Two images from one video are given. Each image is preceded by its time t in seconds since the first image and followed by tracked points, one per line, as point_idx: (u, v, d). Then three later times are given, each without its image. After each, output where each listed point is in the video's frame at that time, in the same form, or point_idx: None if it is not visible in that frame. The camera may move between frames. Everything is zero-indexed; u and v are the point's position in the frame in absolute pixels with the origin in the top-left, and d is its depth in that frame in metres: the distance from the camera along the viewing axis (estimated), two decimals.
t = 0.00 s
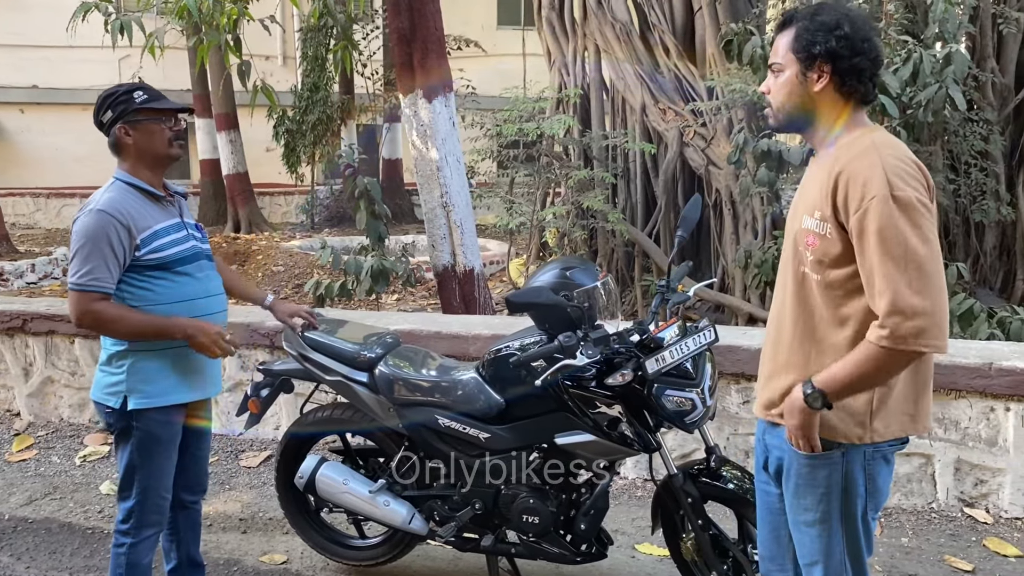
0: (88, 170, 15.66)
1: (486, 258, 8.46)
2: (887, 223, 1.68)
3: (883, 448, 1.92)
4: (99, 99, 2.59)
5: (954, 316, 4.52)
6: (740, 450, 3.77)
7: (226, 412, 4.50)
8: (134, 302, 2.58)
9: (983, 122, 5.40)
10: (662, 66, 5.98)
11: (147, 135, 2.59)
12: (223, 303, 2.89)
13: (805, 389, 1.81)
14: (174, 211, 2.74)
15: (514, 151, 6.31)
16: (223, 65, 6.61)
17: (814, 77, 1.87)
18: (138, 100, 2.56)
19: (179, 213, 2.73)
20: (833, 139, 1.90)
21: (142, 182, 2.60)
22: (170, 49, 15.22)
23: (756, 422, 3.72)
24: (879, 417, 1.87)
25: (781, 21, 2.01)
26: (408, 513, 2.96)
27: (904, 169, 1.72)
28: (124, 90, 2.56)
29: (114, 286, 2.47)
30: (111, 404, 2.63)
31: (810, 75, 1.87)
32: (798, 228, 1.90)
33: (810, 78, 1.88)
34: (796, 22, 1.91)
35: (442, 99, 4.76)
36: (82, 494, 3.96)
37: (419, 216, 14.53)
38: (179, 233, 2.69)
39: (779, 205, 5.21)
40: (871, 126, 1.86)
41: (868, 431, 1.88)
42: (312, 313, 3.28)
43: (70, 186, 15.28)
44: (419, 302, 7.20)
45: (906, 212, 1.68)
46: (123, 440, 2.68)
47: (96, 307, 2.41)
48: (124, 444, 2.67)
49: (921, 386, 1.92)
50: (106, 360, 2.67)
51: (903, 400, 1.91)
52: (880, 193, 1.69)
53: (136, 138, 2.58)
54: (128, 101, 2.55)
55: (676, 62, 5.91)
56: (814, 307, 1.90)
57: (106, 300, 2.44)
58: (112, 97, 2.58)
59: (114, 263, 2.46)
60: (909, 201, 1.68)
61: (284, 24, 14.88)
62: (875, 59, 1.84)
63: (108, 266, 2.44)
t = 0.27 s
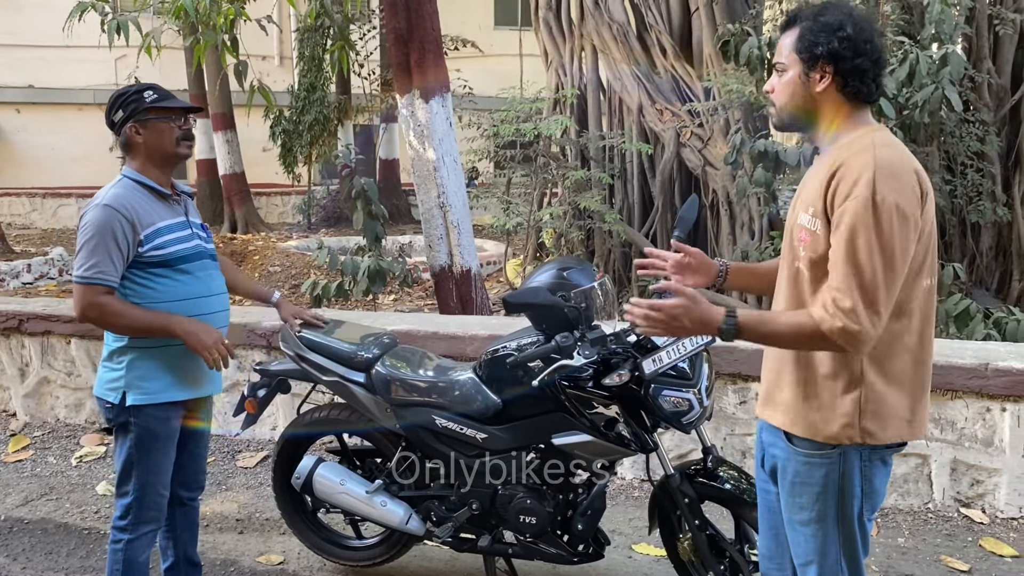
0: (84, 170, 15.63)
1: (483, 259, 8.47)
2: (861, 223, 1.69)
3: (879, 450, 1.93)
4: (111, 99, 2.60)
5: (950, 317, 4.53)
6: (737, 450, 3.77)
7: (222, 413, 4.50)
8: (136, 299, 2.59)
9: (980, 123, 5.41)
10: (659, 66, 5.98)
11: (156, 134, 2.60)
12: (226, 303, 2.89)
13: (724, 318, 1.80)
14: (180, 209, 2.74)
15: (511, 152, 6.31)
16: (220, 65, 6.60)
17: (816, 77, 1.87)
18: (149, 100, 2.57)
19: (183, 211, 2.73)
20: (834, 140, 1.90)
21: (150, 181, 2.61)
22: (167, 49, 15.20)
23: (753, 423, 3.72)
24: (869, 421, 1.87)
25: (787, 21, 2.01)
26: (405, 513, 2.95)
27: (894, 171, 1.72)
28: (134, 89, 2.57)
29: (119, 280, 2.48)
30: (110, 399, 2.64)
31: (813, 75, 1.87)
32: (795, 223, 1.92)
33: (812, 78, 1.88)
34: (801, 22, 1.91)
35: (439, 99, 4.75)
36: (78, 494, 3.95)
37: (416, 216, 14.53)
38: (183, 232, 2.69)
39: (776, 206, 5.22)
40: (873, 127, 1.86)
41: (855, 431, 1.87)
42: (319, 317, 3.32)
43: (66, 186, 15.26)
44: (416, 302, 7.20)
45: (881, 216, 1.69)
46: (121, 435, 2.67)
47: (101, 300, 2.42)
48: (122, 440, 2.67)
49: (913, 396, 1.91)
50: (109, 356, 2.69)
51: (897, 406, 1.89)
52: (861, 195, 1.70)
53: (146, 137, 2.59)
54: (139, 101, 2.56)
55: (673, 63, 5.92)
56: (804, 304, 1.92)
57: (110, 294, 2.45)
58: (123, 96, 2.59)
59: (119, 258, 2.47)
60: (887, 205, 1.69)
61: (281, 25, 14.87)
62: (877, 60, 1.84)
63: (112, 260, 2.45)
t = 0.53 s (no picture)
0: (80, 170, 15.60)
1: (480, 259, 8.47)
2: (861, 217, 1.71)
3: (882, 450, 1.94)
4: (122, 99, 2.66)
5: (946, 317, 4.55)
6: (734, 450, 3.78)
7: (219, 413, 4.49)
8: (137, 297, 2.62)
9: (976, 124, 5.42)
10: (656, 67, 5.99)
11: (163, 132, 2.63)
12: (228, 302, 2.90)
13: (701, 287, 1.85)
14: (186, 209, 2.76)
15: (508, 152, 6.32)
16: (217, 65, 6.59)
17: (816, 78, 1.88)
18: (156, 99, 2.62)
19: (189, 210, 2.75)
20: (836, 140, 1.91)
21: (157, 180, 2.64)
22: (163, 49, 15.18)
23: (750, 423, 3.73)
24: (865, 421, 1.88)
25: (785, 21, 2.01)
26: (403, 513, 2.96)
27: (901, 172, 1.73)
28: (143, 89, 2.62)
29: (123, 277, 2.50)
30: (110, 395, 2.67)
31: (813, 76, 1.88)
32: (799, 219, 1.93)
33: (812, 79, 1.88)
34: (800, 22, 1.91)
35: (436, 99, 4.75)
36: (75, 495, 3.95)
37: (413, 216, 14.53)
38: (188, 230, 2.71)
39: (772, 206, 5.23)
40: (875, 129, 1.86)
41: (853, 430, 1.88)
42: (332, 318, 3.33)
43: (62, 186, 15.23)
44: (413, 302, 7.20)
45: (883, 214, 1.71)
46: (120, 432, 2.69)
47: (103, 299, 2.44)
48: (121, 436, 2.69)
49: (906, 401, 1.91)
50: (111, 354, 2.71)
51: (893, 407, 1.90)
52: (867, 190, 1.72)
53: (153, 136, 2.63)
54: (147, 100, 2.61)
55: (670, 63, 5.92)
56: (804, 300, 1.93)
57: (113, 293, 2.46)
58: (131, 97, 2.64)
59: (123, 254, 2.49)
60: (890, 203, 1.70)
61: (277, 25, 14.86)
62: (876, 60, 1.84)
63: (116, 256, 2.47)
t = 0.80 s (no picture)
0: (77, 170, 15.57)
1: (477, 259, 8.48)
2: (873, 224, 1.69)
3: (874, 451, 1.95)
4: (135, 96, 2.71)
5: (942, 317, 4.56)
6: (730, 449, 3.79)
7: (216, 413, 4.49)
8: (138, 293, 2.67)
9: (972, 124, 5.44)
10: (653, 67, 6.00)
11: (170, 133, 2.68)
12: (232, 299, 2.92)
13: (754, 382, 1.80)
14: (190, 207, 2.80)
15: (505, 152, 6.32)
16: (214, 65, 6.58)
17: (812, 77, 1.88)
18: (168, 100, 2.66)
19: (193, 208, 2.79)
20: (831, 141, 1.91)
21: (161, 179, 2.69)
22: (160, 49, 15.17)
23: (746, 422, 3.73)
24: (869, 422, 1.87)
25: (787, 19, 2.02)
26: (399, 513, 2.96)
27: (900, 173, 1.73)
28: (155, 89, 2.66)
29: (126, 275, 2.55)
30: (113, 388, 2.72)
31: (808, 75, 1.89)
32: (794, 224, 1.90)
33: (807, 77, 1.89)
34: (798, 21, 1.92)
35: (433, 99, 4.75)
36: (71, 495, 3.94)
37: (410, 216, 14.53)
38: (190, 228, 2.74)
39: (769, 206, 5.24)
40: (871, 130, 1.86)
41: (854, 433, 1.87)
42: (340, 320, 3.36)
43: (59, 186, 15.20)
44: (410, 303, 7.20)
45: (891, 217, 1.69)
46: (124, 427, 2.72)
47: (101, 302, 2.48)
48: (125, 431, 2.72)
49: (907, 396, 1.93)
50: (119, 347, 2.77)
51: (894, 406, 1.91)
52: (870, 195, 1.70)
53: (160, 135, 2.68)
54: (158, 101, 2.66)
55: (667, 63, 5.93)
56: (804, 305, 1.91)
57: (113, 294, 2.51)
58: (144, 94, 2.68)
59: (126, 252, 2.53)
60: (897, 206, 1.69)
61: (275, 25, 14.85)
62: (873, 60, 1.84)
63: (119, 254, 2.51)
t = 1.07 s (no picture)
0: (73, 169, 15.55)
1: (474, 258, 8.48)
2: (873, 229, 1.69)
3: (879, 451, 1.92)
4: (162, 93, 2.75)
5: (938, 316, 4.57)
6: (727, 449, 3.80)
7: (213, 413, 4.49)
8: (137, 289, 2.69)
9: (968, 124, 5.44)
10: (650, 67, 6.00)
11: (187, 137, 2.71)
12: (232, 297, 2.93)
13: (817, 446, 1.79)
14: (193, 206, 2.83)
15: (502, 151, 6.32)
16: (210, 64, 6.57)
17: (806, 80, 1.89)
18: (195, 107, 2.71)
19: (195, 208, 2.82)
20: (831, 142, 1.90)
21: (166, 179, 2.71)
22: (157, 48, 15.15)
23: (743, 422, 3.74)
24: (878, 422, 1.86)
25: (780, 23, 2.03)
26: (396, 513, 2.96)
27: (897, 174, 1.72)
28: (184, 95, 2.71)
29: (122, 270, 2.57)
30: (116, 385, 2.74)
31: (802, 78, 1.89)
32: (795, 228, 1.90)
33: (802, 81, 1.89)
34: (790, 24, 1.93)
35: (430, 99, 4.75)
36: (68, 495, 3.94)
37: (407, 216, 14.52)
38: (192, 226, 2.77)
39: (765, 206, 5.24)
40: (869, 130, 1.86)
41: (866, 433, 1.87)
42: (339, 320, 3.37)
43: (55, 186, 15.18)
44: (407, 302, 7.20)
45: (891, 220, 1.69)
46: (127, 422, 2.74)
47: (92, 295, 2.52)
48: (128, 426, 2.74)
49: (917, 393, 1.92)
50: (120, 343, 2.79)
51: (904, 403, 1.90)
52: (868, 200, 1.70)
53: (176, 136, 2.70)
54: (183, 105, 2.70)
55: (663, 63, 5.93)
56: (809, 309, 1.91)
57: (106, 287, 2.54)
58: (172, 94, 2.73)
59: (123, 248, 2.56)
60: (897, 209, 1.69)
61: (271, 24, 14.83)
62: (867, 60, 1.83)
63: (117, 249, 2.54)
